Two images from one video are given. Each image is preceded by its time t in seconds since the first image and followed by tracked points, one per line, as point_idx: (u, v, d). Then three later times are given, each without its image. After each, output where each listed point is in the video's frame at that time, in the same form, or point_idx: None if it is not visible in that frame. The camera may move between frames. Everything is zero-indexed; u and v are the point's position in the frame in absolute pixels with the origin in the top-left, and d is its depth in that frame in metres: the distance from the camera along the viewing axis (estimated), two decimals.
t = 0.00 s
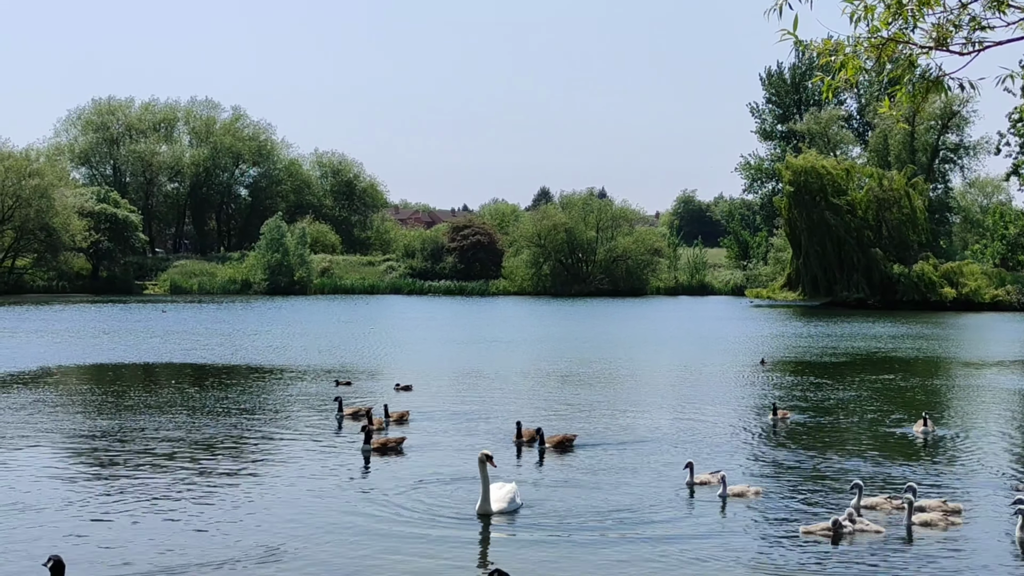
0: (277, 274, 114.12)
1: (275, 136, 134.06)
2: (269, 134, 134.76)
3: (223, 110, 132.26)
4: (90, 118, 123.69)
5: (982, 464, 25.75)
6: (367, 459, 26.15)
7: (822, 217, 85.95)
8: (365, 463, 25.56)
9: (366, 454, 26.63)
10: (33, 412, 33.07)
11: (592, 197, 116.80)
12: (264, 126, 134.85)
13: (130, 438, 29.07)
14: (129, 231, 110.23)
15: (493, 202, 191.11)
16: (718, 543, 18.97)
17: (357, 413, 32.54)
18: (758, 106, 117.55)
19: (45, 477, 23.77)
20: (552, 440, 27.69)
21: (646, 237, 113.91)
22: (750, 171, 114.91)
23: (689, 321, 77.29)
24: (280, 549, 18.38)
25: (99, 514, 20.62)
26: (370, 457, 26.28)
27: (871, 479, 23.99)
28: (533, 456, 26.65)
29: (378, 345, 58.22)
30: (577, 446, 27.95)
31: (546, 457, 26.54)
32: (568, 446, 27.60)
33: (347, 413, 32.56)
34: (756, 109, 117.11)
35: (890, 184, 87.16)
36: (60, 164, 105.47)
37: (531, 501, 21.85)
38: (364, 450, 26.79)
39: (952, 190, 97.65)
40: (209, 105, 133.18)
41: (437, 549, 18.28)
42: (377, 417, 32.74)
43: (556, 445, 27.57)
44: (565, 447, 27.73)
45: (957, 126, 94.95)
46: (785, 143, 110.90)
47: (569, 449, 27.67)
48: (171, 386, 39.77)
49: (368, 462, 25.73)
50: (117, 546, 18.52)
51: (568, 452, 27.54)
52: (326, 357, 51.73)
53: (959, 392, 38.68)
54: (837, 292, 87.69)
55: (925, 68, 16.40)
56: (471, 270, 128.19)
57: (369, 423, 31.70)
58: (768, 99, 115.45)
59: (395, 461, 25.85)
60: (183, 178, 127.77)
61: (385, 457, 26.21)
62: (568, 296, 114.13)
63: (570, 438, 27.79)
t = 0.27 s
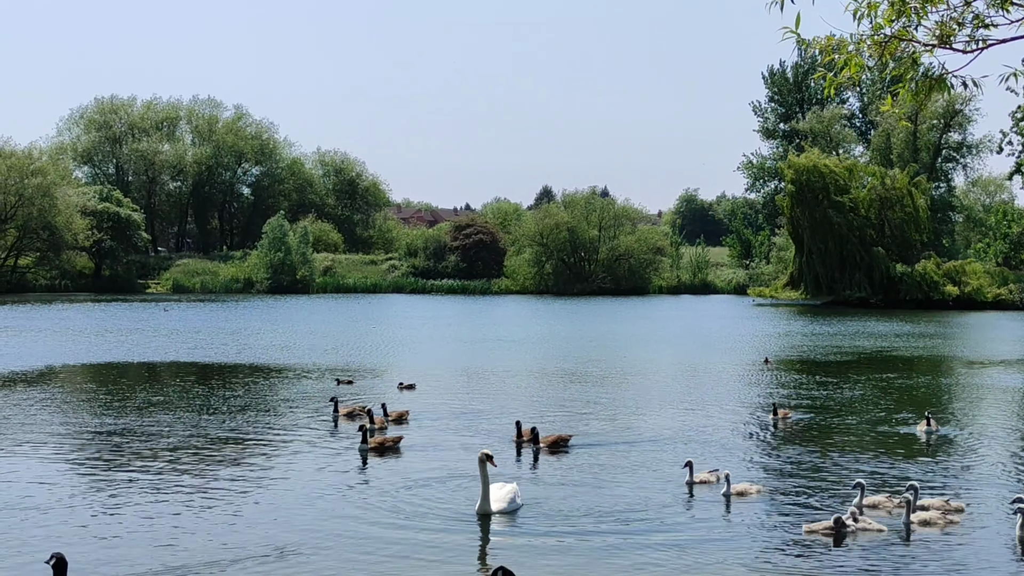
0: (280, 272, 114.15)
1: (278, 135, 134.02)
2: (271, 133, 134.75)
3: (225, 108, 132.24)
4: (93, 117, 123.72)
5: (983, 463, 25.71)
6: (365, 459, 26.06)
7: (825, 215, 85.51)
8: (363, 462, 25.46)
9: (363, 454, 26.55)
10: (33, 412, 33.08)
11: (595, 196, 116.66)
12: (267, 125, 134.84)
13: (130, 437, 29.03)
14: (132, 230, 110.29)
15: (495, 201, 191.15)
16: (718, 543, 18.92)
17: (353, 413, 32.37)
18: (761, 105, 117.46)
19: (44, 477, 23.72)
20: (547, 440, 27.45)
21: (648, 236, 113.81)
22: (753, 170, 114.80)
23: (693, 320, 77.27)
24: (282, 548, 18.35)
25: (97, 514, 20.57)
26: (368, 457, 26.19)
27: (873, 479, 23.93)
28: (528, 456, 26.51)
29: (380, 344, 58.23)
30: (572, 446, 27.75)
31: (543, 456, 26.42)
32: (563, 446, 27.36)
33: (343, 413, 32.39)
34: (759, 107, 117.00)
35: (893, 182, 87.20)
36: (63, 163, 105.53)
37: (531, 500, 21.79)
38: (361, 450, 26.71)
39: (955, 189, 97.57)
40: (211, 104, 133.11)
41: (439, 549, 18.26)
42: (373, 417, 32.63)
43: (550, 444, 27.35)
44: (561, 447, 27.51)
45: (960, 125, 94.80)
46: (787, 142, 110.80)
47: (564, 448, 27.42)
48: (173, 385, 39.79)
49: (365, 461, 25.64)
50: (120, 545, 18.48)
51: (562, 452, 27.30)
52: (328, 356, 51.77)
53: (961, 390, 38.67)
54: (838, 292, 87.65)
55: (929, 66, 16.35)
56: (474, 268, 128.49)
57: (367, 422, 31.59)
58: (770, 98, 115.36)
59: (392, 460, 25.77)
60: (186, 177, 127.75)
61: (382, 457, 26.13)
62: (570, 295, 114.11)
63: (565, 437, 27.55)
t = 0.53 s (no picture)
0: (285, 271, 114.25)
1: (283, 133, 134.09)
2: (276, 131, 134.85)
3: (230, 107, 132.33)
4: (98, 115, 123.83)
5: (989, 462, 25.58)
6: (364, 457, 26.04)
7: (830, 213, 85.52)
8: (362, 461, 25.44)
9: (363, 452, 26.54)
10: (36, 409, 33.10)
11: (600, 193, 116.63)
12: (272, 123, 134.94)
13: (132, 435, 29.00)
14: (137, 228, 110.39)
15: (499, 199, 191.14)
16: (722, 542, 18.83)
17: (350, 412, 32.20)
18: (766, 103, 117.38)
19: (45, 475, 23.68)
20: (544, 439, 27.24)
21: (653, 234, 113.82)
22: (757, 168, 114.74)
23: (697, 319, 77.29)
24: (287, 546, 18.37)
25: (99, 513, 20.52)
26: (367, 455, 26.19)
27: (878, 478, 23.84)
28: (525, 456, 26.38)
29: (385, 342, 58.22)
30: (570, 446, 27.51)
31: (542, 455, 26.34)
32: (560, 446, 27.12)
33: (340, 411, 32.24)
34: (764, 106, 116.91)
35: (899, 181, 87.15)
36: (68, 161, 105.70)
37: (533, 499, 21.72)
38: (361, 448, 26.69)
39: (960, 187, 97.44)
40: (216, 102, 133.19)
41: (444, 548, 18.26)
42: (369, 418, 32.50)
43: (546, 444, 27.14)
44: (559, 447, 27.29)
45: (965, 123, 94.68)
46: (792, 140, 110.76)
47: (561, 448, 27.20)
48: (177, 383, 39.81)
49: (364, 460, 25.63)
50: (124, 543, 18.47)
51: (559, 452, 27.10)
52: (333, 354, 51.77)
53: (968, 389, 38.54)
54: (844, 290, 87.63)
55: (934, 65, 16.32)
56: (479, 267, 128.67)
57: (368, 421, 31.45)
58: (775, 97, 115.28)
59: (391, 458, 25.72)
60: (191, 175, 127.87)
61: (381, 455, 26.12)
62: (575, 293, 114.13)
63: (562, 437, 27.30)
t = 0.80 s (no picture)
0: (291, 269, 114.35)
1: (289, 131, 134.12)
2: (282, 129, 134.87)
3: (236, 105, 132.35)
4: (104, 113, 123.87)
5: (994, 461, 25.46)
6: (365, 456, 26.02)
7: (835, 212, 85.46)
8: (362, 460, 25.41)
9: (363, 451, 26.52)
10: (41, 407, 33.15)
11: (605, 191, 116.54)
12: (278, 121, 134.96)
13: (135, 433, 28.99)
14: (143, 226, 110.46)
15: (505, 197, 191.21)
16: (725, 542, 18.75)
17: (349, 410, 32.06)
18: (772, 102, 117.25)
19: (47, 473, 23.64)
20: (541, 438, 27.10)
21: (659, 232, 113.79)
22: (763, 166, 114.62)
23: (702, 317, 77.32)
24: (293, 544, 18.40)
25: (100, 511, 20.50)
26: (368, 454, 26.15)
27: (884, 477, 23.78)
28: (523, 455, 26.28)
29: (390, 340, 58.21)
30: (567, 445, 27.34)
31: (541, 454, 26.27)
32: (557, 446, 26.97)
33: (339, 409, 32.10)
34: (770, 104, 116.76)
35: (904, 179, 87.09)
36: (74, 159, 105.77)
37: (535, 499, 21.66)
38: (362, 447, 26.66)
39: (966, 186, 97.18)
40: (222, 100, 133.24)
41: (450, 546, 18.28)
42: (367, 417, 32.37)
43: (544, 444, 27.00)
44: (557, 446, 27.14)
45: (971, 121, 94.54)
46: (798, 139, 110.62)
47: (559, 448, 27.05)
48: (182, 381, 39.87)
49: (365, 459, 25.59)
50: (130, 542, 18.51)
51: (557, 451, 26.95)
52: (339, 352, 51.82)
53: (975, 389, 38.42)
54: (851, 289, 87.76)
55: (941, 62, 16.28)
56: (484, 265, 128.65)
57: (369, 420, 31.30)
58: (781, 95, 115.14)
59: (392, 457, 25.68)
60: (197, 173, 127.93)
61: (382, 454, 26.09)
62: (580, 292, 114.11)
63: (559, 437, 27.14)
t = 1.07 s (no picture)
0: (299, 266, 114.42)
1: (297, 128, 134.19)
2: (291, 126, 134.93)
3: (244, 102, 132.40)
4: (113, 110, 124.00)
5: (1003, 461, 25.28)
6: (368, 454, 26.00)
7: (844, 210, 85.56)
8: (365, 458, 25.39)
9: (366, 449, 26.51)
10: (48, 404, 33.23)
11: (613, 189, 116.45)
12: (287, 118, 135.01)
13: (142, 431, 29.00)
14: (152, 224, 110.61)
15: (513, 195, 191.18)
16: (732, 542, 18.66)
17: (349, 408, 31.94)
18: (781, 99, 117.09)
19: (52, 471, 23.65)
20: (541, 436, 27.03)
21: (667, 230, 113.76)
22: (772, 164, 114.41)
23: (711, 315, 77.28)
24: (301, 541, 18.41)
25: (104, 510, 20.45)
26: (370, 452, 26.15)
27: (891, 475, 23.71)
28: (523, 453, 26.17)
29: (400, 338, 58.25)
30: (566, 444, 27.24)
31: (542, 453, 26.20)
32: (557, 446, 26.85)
33: (339, 408, 31.99)
34: (779, 101, 116.61)
35: (914, 177, 87.11)
36: (82, 156, 105.91)
37: (541, 497, 21.59)
38: (364, 445, 26.62)
39: (976, 184, 96.70)
40: (231, 97, 133.32)
41: (457, 544, 18.28)
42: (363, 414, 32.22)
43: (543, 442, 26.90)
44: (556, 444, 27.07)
45: (980, 119, 94.22)
46: (807, 136, 110.44)
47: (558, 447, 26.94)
48: (191, 378, 40.00)
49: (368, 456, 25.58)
50: (138, 539, 18.54)
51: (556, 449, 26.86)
52: (348, 349, 51.91)
53: (986, 387, 38.18)
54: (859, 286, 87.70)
55: (950, 59, 16.21)
56: (492, 262, 128.59)
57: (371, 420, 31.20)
58: (790, 92, 114.94)
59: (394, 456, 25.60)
60: (205, 170, 128.10)
61: (385, 452, 26.10)
62: (588, 289, 114.03)
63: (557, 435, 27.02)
